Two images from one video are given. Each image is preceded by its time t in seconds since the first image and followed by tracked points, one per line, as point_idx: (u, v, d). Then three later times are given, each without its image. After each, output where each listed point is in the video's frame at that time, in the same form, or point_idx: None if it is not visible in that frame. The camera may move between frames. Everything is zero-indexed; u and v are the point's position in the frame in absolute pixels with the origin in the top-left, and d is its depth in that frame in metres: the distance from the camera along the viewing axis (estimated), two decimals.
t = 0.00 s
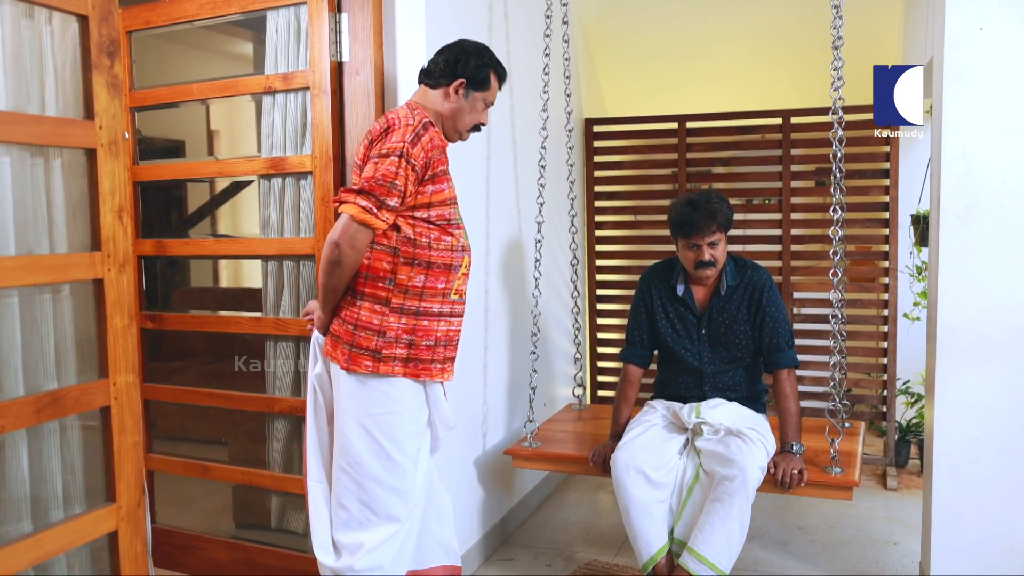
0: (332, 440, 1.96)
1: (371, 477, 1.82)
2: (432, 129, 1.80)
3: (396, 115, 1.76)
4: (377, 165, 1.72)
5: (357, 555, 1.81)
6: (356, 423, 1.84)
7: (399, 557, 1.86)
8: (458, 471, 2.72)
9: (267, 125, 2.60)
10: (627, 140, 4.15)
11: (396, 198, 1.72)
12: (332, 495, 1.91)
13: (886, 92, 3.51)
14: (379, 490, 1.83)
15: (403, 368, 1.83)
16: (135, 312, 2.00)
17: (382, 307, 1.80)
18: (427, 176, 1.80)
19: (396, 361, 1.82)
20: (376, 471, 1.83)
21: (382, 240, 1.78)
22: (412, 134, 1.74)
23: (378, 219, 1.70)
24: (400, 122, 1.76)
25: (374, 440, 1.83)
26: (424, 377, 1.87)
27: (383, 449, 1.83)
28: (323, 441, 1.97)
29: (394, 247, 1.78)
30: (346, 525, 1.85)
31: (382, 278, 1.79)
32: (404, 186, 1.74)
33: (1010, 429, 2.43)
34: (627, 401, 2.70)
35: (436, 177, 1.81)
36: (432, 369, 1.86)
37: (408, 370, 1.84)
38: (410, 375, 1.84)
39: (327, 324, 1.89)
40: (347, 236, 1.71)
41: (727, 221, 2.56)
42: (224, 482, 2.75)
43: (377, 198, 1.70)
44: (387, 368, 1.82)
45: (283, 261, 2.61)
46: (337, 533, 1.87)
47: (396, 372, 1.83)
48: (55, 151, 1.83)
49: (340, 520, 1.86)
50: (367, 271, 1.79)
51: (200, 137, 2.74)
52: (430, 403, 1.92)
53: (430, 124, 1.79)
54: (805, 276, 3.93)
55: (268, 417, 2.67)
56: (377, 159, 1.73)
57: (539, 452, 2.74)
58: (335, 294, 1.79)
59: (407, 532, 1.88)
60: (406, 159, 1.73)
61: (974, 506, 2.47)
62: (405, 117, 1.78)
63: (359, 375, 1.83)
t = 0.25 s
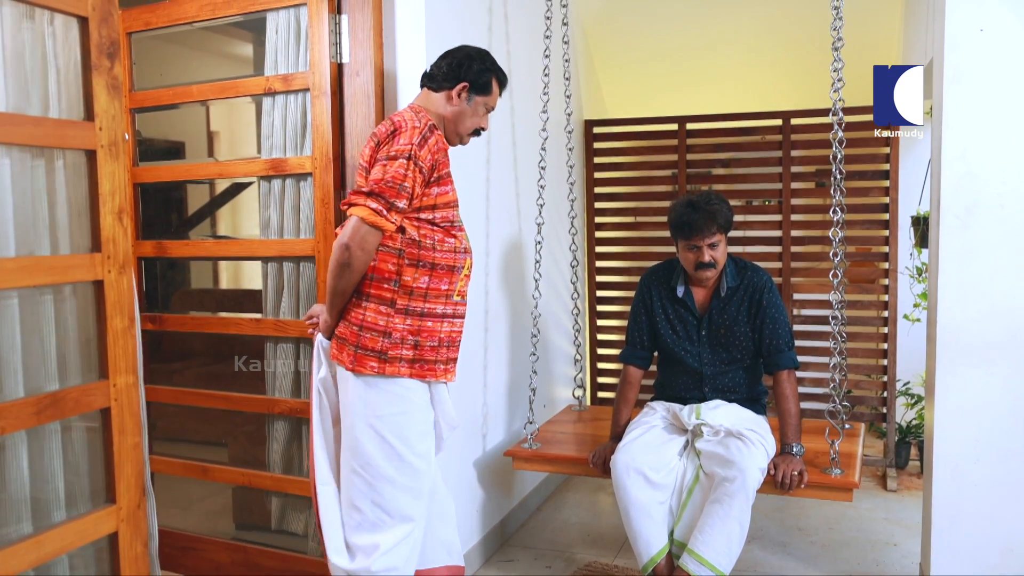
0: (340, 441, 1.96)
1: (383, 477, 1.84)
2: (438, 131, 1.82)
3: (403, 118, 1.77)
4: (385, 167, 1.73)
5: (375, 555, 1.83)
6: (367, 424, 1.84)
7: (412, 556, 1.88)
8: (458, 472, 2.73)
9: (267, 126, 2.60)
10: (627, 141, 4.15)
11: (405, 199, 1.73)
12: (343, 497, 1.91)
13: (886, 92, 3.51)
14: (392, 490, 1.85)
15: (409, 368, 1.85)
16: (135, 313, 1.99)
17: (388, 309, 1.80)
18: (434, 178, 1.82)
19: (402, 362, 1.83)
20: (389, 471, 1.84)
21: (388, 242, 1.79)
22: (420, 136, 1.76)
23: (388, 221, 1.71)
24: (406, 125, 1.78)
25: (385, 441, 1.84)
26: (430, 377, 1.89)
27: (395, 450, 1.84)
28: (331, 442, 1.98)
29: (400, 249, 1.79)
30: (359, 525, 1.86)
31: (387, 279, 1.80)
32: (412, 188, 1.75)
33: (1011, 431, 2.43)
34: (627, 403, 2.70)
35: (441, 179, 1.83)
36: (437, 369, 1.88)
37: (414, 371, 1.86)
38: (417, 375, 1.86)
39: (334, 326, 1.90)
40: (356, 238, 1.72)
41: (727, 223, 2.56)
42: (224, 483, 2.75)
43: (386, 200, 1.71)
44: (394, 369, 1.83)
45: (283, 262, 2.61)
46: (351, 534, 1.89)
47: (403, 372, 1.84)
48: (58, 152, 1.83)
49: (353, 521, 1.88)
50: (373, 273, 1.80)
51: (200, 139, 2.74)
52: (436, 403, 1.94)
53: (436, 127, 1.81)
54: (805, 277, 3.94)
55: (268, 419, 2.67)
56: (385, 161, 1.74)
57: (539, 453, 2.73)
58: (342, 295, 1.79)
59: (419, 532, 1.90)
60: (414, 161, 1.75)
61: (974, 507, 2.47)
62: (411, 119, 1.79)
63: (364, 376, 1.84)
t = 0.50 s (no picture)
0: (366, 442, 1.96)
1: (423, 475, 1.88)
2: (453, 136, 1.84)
3: (422, 122, 1.78)
4: (405, 171, 1.74)
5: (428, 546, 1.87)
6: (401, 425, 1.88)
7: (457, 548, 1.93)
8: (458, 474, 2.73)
9: (267, 128, 2.60)
10: (627, 142, 4.15)
11: (423, 203, 1.75)
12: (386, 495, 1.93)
13: (886, 92, 3.50)
14: (433, 487, 1.89)
15: (423, 369, 1.87)
16: (135, 315, 1.98)
17: (401, 311, 1.83)
18: (449, 182, 1.84)
19: (416, 364, 1.85)
20: (434, 466, 1.89)
21: (402, 245, 1.80)
22: (438, 141, 1.78)
23: (407, 225, 1.73)
24: (425, 128, 1.79)
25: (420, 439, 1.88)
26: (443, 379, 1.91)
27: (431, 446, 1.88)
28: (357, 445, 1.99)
29: (414, 252, 1.80)
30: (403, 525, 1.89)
31: (400, 282, 1.82)
32: (430, 192, 1.77)
33: (1011, 432, 2.43)
34: (627, 404, 2.70)
35: (456, 183, 1.85)
36: (448, 371, 1.91)
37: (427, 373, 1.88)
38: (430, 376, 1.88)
39: (342, 327, 1.90)
40: (376, 240, 1.72)
41: (727, 224, 2.56)
42: (224, 484, 2.75)
43: (406, 203, 1.73)
44: (407, 370, 1.86)
45: (283, 264, 2.62)
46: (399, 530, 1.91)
47: (416, 374, 1.86)
48: (59, 154, 1.82)
49: (398, 519, 1.91)
50: (386, 275, 1.82)
51: (200, 140, 2.74)
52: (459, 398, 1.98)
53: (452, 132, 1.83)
54: (805, 278, 3.94)
55: (267, 420, 2.67)
56: (404, 164, 1.75)
57: (539, 454, 2.73)
58: (355, 297, 1.80)
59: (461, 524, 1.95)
60: (434, 166, 1.77)
61: (974, 509, 2.47)
62: (429, 123, 1.81)
63: (379, 377, 1.87)
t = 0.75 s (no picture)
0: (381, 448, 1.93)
1: (443, 481, 1.87)
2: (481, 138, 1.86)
3: (452, 124, 1.79)
4: (439, 174, 1.75)
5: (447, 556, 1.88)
6: (419, 432, 1.85)
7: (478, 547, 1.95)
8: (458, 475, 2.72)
9: (267, 129, 2.60)
10: (628, 143, 4.16)
11: (457, 207, 1.77)
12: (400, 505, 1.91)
13: (886, 92, 3.49)
14: (453, 492, 1.88)
15: (453, 375, 1.86)
16: (136, 315, 1.98)
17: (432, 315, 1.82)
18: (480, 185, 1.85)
19: (447, 369, 1.83)
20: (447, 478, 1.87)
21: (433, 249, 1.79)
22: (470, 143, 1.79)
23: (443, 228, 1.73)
24: (455, 131, 1.80)
25: (437, 445, 1.86)
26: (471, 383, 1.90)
27: (448, 452, 1.87)
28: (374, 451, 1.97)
29: (445, 255, 1.79)
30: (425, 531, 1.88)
31: (430, 286, 1.81)
32: (463, 195, 1.79)
33: (1011, 433, 2.43)
34: (627, 405, 2.70)
35: (484, 186, 1.86)
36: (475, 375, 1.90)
37: (457, 378, 1.87)
38: (460, 382, 1.87)
39: (369, 333, 1.88)
40: (411, 245, 1.72)
41: (727, 225, 2.56)
42: (224, 485, 2.75)
43: (442, 208, 1.74)
44: (438, 376, 1.84)
45: (283, 265, 2.61)
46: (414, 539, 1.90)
47: (447, 380, 1.85)
48: (60, 154, 1.82)
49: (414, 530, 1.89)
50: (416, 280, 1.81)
51: (200, 141, 2.74)
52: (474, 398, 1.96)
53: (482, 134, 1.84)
54: (805, 279, 3.94)
55: (267, 421, 2.67)
56: (438, 168, 1.75)
57: (540, 455, 2.73)
58: (386, 302, 1.79)
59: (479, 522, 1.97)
60: (467, 169, 1.78)
61: (974, 510, 2.47)
62: (459, 125, 1.82)
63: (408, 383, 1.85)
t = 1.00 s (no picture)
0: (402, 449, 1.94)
1: (460, 490, 1.82)
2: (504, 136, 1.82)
3: (475, 124, 1.75)
4: (463, 177, 1.73)
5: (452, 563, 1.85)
6: (442, 437, 1.81)
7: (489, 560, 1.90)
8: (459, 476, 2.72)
9: (267, 130, 2.60)
10: (628, 144, 4.16)
11: (482, 208, 1.75)
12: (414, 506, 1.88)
13: (886, 92, 3.49)
14: (468, 500, 1.84)
15: (485, 379, 1.84)
16: (136, 316, 1.96)
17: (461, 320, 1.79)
18: (504, 185, 1.82)
19: (479, 373, 1.82)
20: (462, 482, 1.83)
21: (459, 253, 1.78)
22: (494, 143, 1.76)
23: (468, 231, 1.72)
24: (478, 131, 1.76)
25: (459, 452, 1.82)
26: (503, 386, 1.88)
27: (470, 461, 1.83)
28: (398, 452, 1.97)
29: (472, 259, 1.77)
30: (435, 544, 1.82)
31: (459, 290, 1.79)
32: (488, 197, 1.76)
33: (1011, 434, 2.42)
34: (627, 406, 2.70)
35: (509, 185, 1.83)
36: (509, 376, 1.88)
37: (489, 381, 1.85)
38: (492, 386, 1.85)
39: (395, 339, 1.86)
40: (436, 250, 1.71)
41: (728, 227, 2.55)
42: (224, 486, 2.75)
43: (467, 211, 1.72)
44: (469, 380, 1.82)
45: (284, 266, 2.62)
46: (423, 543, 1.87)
47: (478, 384, 1.83)
48: (59, 155, 1.81)
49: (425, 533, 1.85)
50: (444, 284, 1.79)
51: (200, 142, 2.74)
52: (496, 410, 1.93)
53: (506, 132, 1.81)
54: (806, 280, 3.95)
55: (268, 421, 2.68)
56: (462, 170, 1.74)
57: (540, 456, 2.73)
58: (413, 308, 1.78)
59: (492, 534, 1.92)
60: (491, 170, 1.76)
61: (975, 511, 2.47)
62: (482, 124, 1.78)
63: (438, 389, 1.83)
